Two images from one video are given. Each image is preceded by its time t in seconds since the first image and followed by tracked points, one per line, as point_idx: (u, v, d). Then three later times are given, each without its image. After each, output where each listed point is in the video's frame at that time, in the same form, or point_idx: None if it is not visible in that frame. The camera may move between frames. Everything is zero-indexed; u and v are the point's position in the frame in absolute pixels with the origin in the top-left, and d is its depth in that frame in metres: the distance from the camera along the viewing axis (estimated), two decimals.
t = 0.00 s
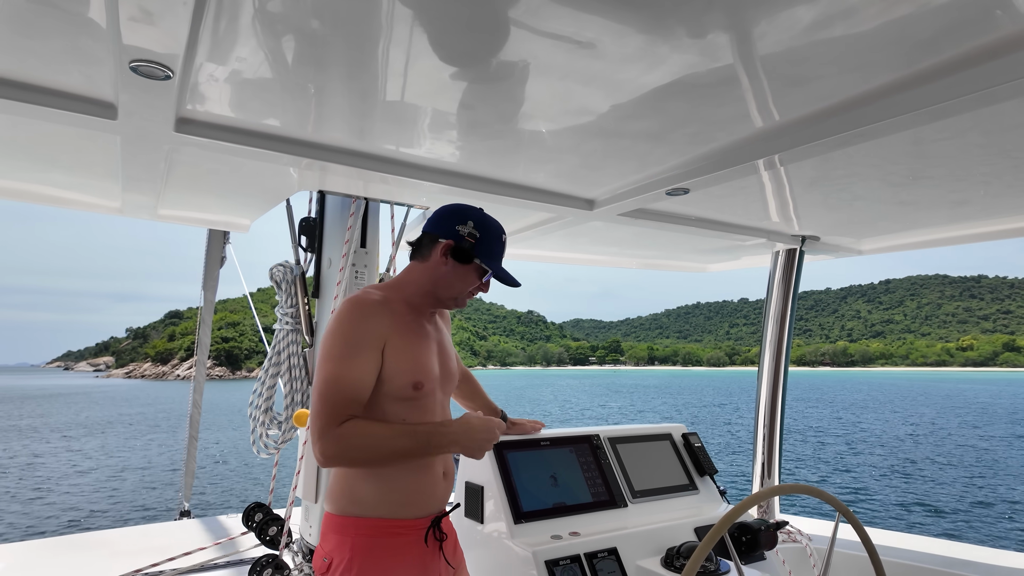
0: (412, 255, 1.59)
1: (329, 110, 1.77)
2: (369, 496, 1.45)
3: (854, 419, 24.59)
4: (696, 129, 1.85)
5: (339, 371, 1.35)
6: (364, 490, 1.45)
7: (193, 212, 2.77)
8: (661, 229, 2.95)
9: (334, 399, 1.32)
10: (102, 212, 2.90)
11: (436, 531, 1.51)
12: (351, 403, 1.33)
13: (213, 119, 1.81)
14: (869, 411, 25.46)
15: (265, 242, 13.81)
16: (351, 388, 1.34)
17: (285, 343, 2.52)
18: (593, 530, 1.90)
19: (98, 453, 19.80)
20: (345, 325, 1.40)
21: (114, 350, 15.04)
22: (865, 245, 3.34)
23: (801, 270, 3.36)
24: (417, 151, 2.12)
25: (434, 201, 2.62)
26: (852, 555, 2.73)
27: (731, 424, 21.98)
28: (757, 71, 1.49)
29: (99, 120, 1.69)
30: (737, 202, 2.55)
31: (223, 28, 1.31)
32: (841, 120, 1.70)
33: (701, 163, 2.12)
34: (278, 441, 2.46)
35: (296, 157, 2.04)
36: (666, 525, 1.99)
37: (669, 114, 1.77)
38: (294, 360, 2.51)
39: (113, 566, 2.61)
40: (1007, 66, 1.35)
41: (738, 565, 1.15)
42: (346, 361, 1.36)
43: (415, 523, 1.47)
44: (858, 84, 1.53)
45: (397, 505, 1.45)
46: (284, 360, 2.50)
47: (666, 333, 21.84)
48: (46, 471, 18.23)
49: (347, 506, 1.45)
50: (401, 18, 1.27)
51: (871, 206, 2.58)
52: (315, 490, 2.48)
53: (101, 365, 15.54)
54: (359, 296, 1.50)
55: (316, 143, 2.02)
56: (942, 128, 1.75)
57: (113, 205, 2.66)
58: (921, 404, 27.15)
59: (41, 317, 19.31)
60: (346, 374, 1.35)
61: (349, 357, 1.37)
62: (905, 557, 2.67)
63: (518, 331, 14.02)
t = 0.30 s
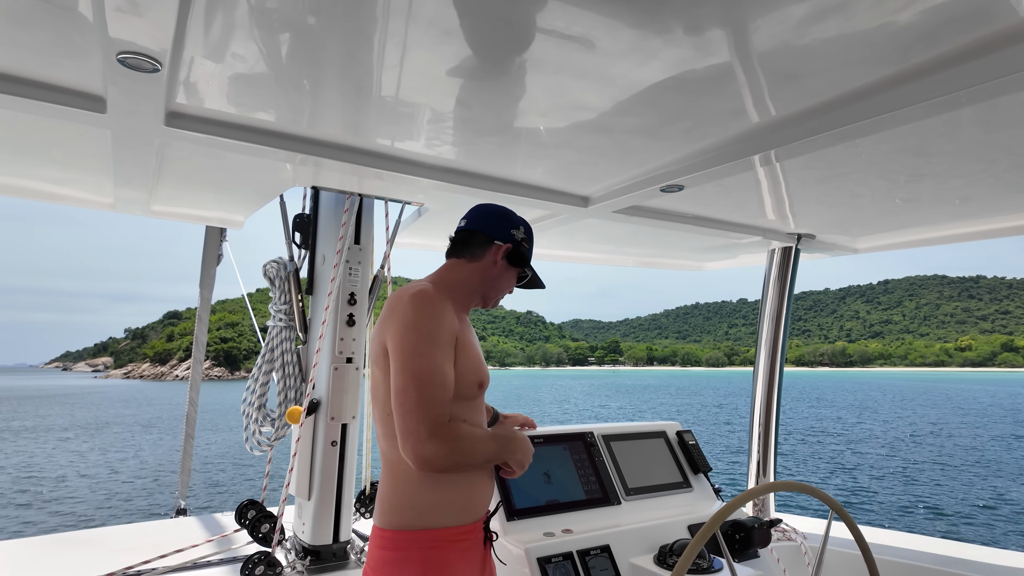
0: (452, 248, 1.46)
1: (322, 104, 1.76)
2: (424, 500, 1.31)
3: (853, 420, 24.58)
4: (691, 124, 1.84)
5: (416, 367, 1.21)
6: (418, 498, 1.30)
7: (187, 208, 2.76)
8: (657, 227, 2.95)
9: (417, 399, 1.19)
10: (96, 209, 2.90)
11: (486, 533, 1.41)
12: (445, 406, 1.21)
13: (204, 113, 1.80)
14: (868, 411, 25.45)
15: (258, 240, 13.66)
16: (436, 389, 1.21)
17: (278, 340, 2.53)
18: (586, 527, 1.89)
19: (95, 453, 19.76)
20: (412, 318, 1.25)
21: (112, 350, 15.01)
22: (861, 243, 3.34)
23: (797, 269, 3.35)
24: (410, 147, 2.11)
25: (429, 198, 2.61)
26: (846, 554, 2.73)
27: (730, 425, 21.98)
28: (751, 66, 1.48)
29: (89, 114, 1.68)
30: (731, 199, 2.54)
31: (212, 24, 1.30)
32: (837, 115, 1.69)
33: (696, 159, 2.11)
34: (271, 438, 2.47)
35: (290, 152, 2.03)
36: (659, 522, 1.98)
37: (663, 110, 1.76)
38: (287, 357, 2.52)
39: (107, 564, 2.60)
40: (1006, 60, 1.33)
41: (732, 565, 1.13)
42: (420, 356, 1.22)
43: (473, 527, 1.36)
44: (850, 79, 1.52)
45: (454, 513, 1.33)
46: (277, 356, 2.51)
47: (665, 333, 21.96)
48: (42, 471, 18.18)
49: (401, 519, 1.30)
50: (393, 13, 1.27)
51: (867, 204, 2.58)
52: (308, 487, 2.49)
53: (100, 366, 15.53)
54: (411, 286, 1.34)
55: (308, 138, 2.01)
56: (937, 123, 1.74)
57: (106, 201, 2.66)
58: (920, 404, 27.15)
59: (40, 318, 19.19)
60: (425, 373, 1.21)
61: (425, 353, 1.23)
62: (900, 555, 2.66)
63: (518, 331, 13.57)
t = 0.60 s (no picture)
0: (497, 240, 1.40)
1: (312, 99, 1.76)
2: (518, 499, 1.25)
3: (851, 420, 24.58)
4: (683, 118, 1.84)
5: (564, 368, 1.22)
6: (515, 496, 1.24)
7: (180, 203, 2.75)
8: (651, 222, 2.94)
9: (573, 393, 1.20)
10: (87, 203, 2.88)
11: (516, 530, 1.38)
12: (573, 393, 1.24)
13: (194, 107, 1.79)
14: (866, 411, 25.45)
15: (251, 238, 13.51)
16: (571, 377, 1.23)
17: (272, 335, 2.53)
18: (578, 521, 1.90)
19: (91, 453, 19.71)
20: (551, 324, 1.25)
21: (111, 350, 15.02)
22: (856, 240, 3.33)
23: (791, 265, 3.35)
24: (403, 141, 2.10)
25: (422, 193, 2.61)
26: (838, 549, 2.73)
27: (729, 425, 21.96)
28: (742, 60, 1.48)
29: (76, 106, 1.67)
30: (724, 194, 2.54)
31: (197, 16, 1.30)
32: (829, 109, 1.69)
33: (689, 154, 2.11)
34: (264, 434, 2.46)
35: (282, 147, 2.03)
36: (651, 518, 1.99)
37: (654, 104, 1.75)
38: (280, 352, 2.52)
39: (100, 560, 2.59)
40: (1000, 52, 1.33)
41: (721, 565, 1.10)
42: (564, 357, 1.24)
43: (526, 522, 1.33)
44: (841, 72, 1.52)
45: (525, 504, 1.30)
46: (270, 352, 2.51)
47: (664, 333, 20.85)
48: (38, 471, 18.12)
49: (503, 518, 1.22)
50: (382, 5, 1.27)
51: (860, 199, 2.57)
52: (301, 483, 2.49)
53: (98, 366, 15.49)
54: (516, 286, 1.29)
55: (299, 132, 2.00)
56: (929, 118, 1.74)
57: (97, 196, 2.65)
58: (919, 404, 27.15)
59: (39, 317, 19.04)
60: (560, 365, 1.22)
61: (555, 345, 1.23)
62: (893, 551, 2.66)
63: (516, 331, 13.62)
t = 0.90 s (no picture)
0: (523, 218, 1.24)
1: (304, 94, 1.75)
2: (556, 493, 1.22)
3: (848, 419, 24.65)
4: (675, 113, 1.84)
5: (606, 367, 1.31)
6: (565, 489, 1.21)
7: (173, 199, 2.75)
8: (645, 218, 2.95)
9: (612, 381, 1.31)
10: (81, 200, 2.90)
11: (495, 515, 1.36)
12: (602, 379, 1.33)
13: (185, 102, 1.79)
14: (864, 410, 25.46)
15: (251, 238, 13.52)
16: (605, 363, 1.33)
17: (265, 331, 2.53)
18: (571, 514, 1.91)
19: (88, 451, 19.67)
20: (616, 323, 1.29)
21: (108, 349, 14.94)
22: (850, 235, 3.34)
23: (785, 260, 3.35)
24: (395, 136, 2.10)
25: (416, 188, 2.61)
26: (830, 543, 2.74)
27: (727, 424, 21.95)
28: (733, 55, 1.48)
29: (66, 101, 1.67)
30: (717, 190, 2.55)
31: (185, 10, 1.30)
32: (820, 103, 1.69)
33: (681, 149, 2.11)
34: (258, 429, 2.46)
35: (275, 143, 2.03)
36: (644, 511, 2.00)
37: (646, 99, 1.76)
38: (274, 349, 2.53)
39: (93, 555, 2.59)
40: (993, 44, 1.32)
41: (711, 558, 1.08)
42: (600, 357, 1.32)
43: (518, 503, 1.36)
44: (832, 67, 1.52)
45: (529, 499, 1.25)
46: (264, 348, 2.53)
47: (662, 334, 19.76)
48: (34, 469, 18.08)
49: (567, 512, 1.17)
50: None
51: (853, 194, 2.58)
52: (295, 478, 2.49)
53: (95, 365, 15.53)
54: (585, 278, 1.24)
55: (290, 127, 2.00)
56: (920, 112, 1.75)
57: (89, 191, 2.64)
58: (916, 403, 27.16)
59: (37, 317, 19.16)
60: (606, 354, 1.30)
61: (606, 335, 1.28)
62: (884, 544, 2.68)
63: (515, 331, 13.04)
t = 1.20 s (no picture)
0: (528, 210, 1.24)
1: (300, 88, 1.75)
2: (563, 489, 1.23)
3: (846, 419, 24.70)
4: (673, 109, 1.84)
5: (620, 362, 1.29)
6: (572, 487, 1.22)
7: (170, 194, 2.75)
8: (642, 214, 2.95)
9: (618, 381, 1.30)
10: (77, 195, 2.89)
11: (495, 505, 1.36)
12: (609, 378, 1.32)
13: (182, 97, 1.79)
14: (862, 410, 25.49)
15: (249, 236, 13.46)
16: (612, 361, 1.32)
17: (263, 327, 2.53)
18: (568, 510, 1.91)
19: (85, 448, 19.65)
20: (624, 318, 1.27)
21: (107, 347, 14.92)
22: (846, 232, 3.34)
23: (782, 257, 3.37)
24: (392, 132, 2.10)
25: (413, 184, 2.61)
26: (826, 538, 2.75)
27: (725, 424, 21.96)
28: (729, 51, 1.48)
29: (62, 95, 1.67)
30: (714, 186, 2.55)
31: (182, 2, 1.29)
32: (817, 99, 1.69)
33: (678, 145, 2.12)
34: (256, 425, 2.46)
35: (272, 138, 2.03)
36: (640, 505, 2.01)
37: (643, 95, 1.76)
38: (272, 345, 2.53)
39: (88, 551, 2.59)
40: (987, 41, 1.33)
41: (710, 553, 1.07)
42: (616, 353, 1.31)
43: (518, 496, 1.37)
44: (828, 63, 1.52)
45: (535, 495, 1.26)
46: (261, 344, 2.51)
47: (660, 333, 19.68)
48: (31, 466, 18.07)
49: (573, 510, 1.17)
50: None
51: (850, 191, 2.59)
52: (293, 473, 2.49)
53: (94, 362, 15.54)
54: (591, 273, 1.23)
55: (287, 123, 2.00)
56: (915, 109, 1.75)
57: (86, 186, 2.64)
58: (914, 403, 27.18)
59: (36, 314, 19.36)
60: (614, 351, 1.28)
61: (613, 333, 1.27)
62: (880, 539, 2.69)
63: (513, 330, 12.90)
